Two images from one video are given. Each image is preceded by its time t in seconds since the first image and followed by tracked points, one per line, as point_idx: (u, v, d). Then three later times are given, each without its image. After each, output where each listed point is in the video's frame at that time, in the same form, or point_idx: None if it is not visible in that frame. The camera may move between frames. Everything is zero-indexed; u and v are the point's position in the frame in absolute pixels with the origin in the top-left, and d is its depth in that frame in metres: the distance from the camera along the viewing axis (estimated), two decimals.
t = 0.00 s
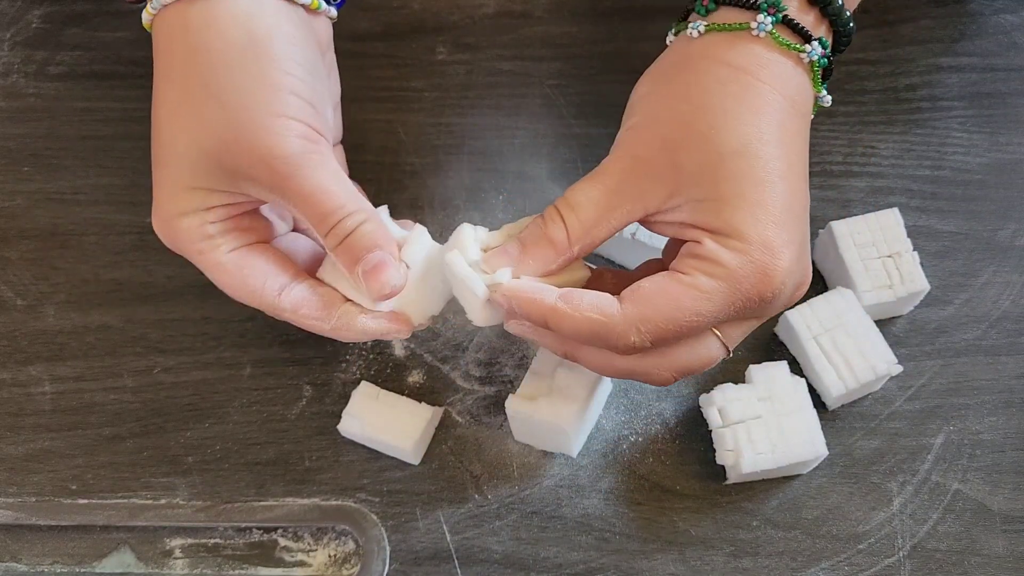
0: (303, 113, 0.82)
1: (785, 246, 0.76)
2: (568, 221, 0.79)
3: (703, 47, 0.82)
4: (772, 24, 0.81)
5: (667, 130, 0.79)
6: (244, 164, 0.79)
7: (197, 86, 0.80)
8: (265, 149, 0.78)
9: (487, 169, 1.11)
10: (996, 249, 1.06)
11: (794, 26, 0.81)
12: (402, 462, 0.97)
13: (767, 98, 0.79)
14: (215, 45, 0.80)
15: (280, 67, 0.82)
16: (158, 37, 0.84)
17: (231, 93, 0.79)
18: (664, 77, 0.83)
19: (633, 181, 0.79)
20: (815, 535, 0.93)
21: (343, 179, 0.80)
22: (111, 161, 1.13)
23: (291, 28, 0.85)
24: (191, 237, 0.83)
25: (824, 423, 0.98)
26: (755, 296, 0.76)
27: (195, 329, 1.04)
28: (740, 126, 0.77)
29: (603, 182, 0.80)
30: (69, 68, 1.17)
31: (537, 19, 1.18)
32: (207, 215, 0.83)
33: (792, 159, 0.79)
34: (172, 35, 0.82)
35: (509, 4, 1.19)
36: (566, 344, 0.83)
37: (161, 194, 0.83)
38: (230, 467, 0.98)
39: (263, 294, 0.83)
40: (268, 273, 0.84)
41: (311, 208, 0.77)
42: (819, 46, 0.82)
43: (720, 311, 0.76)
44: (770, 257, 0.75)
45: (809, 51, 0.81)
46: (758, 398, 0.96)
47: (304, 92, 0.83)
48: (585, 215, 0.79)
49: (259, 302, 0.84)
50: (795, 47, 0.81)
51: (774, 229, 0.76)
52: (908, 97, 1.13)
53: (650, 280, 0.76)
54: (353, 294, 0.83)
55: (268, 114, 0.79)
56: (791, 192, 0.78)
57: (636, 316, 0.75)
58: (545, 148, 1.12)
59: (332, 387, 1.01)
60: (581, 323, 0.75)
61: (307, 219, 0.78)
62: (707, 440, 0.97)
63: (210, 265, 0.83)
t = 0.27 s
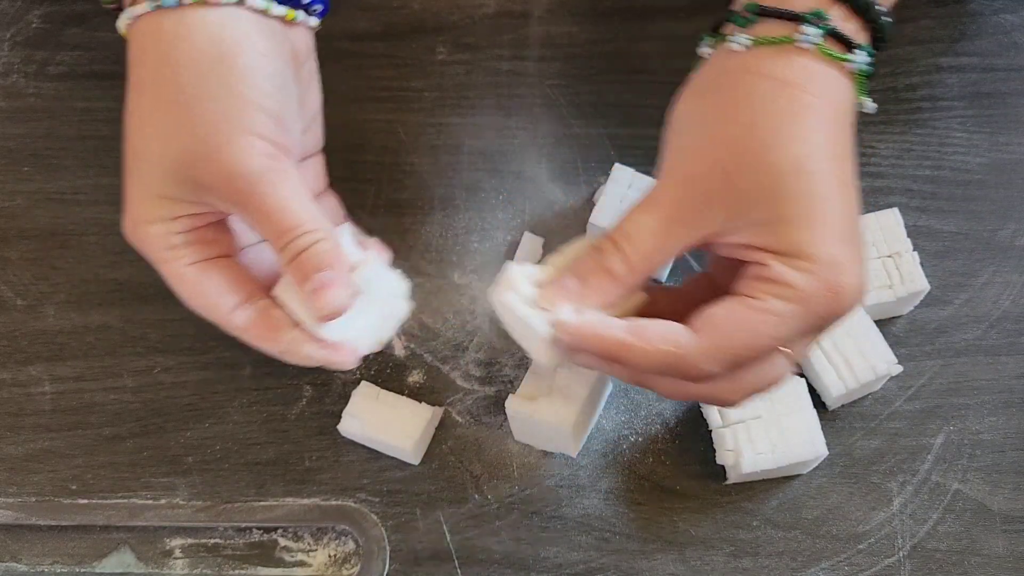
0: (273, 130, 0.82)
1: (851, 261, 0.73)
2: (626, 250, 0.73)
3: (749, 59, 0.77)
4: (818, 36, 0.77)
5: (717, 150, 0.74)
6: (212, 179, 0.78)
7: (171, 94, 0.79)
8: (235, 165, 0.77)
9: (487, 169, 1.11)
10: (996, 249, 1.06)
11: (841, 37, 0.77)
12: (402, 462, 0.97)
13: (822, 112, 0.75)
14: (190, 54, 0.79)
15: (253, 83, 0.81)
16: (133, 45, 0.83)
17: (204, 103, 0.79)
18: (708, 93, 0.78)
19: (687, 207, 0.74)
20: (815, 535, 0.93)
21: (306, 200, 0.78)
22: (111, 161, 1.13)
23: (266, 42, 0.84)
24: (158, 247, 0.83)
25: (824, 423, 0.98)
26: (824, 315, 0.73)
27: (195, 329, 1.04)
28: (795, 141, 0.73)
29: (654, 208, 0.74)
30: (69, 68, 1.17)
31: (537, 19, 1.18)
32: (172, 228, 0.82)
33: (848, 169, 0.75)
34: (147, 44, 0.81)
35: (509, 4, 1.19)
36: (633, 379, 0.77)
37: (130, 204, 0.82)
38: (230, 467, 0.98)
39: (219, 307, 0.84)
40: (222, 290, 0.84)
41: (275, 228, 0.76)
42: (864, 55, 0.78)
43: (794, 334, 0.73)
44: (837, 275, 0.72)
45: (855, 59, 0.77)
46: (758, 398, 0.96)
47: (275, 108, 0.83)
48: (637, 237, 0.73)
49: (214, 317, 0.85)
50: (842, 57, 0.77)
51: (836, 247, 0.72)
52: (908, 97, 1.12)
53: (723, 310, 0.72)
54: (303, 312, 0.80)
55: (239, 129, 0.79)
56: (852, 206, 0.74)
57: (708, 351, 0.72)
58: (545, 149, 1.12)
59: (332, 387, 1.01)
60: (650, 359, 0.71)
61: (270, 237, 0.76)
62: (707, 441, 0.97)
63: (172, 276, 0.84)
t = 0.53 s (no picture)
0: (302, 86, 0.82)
1: (833, 255, 0.72)
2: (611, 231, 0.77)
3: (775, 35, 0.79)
4: (827, 13, 0.79)
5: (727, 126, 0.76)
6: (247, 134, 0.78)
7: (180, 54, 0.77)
8: (269, 117, 0.78)
9: (487, 168, 1.11)
10: (996, 249, 1.06)
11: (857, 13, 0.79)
12: (402, 462, 0.97)
13: (829, 96, 0.76)
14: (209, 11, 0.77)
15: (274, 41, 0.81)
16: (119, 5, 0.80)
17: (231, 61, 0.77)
18: (718, 77, 0.81)
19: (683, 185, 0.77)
20: (815, 535, 0.93)
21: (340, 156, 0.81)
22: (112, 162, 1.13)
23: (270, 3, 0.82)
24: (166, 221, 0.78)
25: (824, 423, 0.98)
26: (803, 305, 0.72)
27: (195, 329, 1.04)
28: (795, 126, 0.75)
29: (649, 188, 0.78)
30: (69, 69, 1.17)
31: (537, 19, 1.18)
32: (207, 199, 0.80)
33: (853, 159, 0.75)
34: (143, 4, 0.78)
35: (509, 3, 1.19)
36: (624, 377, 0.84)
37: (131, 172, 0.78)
38: (230, 467, 0.98)
39: (221, 303, 0.81)
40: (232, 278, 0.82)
41: (313, 176, 0.78)
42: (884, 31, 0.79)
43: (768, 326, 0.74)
44: (816, 267, 0.72)
45: (872, 36, 0.79)
46: (759, 398, 0.95)
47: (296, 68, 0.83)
48: (630, 215, 0.77)
49: (219, 312, 0.82)
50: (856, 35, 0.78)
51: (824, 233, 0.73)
52: (908, 97, 1.12)
53: (700, 303, 0.76)
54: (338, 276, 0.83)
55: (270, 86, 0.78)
56: (851, 195, 0.74)
57: (680, 346, 0.76)
58: (545, 148, 1.12)
59: (333, 387, 1.01)
60: (632, 359, 0.78)
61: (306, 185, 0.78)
62: (707, 440, 0.97)
63: (185, 261, 0.80)
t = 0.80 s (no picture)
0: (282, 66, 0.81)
1: (663, 168, 0.70)
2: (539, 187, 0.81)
3: None
4: None
5: (597, 81, 0.79)
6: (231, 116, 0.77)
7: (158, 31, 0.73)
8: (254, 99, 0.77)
9: (487, 168, 1.11)
10: (996, 249, 1.06)
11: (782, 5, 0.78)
12: (402, 462, 0.97)
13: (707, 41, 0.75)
14: None
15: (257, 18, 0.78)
16: None
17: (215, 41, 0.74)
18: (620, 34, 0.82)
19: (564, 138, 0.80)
20: (814, 534, 0.93)
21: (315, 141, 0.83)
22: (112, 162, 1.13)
23: None
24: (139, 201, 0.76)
25: (824, 423, 0.98)
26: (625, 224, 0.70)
27: (195, 329, 1.04)
28: (659, 62, 0.75)
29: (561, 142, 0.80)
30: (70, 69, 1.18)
31: (537, 19, 1.18)
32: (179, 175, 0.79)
33: (715, 96, 0.73)
34: None
35: (509, 3, 1.19)
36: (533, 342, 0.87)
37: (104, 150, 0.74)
38: (230, 467, 0.98)
39: (210, 281, 0.83)
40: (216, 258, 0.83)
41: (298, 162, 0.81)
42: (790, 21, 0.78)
43: (589, 238, 0.71)
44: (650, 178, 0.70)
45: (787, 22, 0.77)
46: (758, 398, 0.96)
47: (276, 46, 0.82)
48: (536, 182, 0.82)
49: (201, 292, 0.83)
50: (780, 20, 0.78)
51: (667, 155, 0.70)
52: (908, 97, 1.13)
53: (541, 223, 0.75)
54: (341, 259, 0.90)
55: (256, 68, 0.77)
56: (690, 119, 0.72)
57: (520, 259, 0.75)
58: (545, 148, 1.12)
59: (333, 387, 1.01)
60: (495, 283, 0.78)
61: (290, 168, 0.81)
62: (707, 440, 0.97)
63: (162, 241, 0.78)
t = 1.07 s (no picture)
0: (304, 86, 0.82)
1: (738, 172, 0.69)
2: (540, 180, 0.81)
3: None
4: None
5: (635, 77, 0.77)
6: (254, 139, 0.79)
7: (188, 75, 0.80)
8: (271, 116, 0.78)
9: (487, 168, 1.11)
10: (996, 249, 1.06)
11: None
12: (402, 462, 0.98)
13: (746, 41, 0.74)
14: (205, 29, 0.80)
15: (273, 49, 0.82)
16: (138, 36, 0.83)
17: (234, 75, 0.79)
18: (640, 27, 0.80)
19: (601, 131, 0.78)
20: (814, 535, 0.93)
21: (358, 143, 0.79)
22: (112, 161, 1.13)
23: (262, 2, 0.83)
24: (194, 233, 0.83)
25: (824, 423, 0.99)
26: (705, 234, 0.69)
27: (195, 329, 1.04)
28: (701, 56, 0.73)
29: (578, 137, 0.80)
30: (70, 69, 1.18)
31: (537, 19, 1.18)
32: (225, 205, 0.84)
33: (760, 91, 0.73)
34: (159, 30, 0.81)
35: (509, 3, 1.19)
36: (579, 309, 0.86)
37: (168, 192, 0.84)
38: (230, 467, 0.98)
39: (279, 304, 0.85)
40: (278, 279, 0.86)
41: (320, 167, 0.78)
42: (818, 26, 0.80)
43: (663, 255, 0.72)
44: (721, 182, 0.68)
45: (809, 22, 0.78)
46: (758, 398, 0.96)
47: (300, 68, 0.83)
48: (557, 167, 0.80)
49: (261, 313, 0.85)
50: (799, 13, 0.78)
51: (727, 152, 0.69)
52: (908, 97, 1.13)
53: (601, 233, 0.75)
54: (400, 276, 0.82)
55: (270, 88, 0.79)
56: (745, 115, 0.71)
57: (592, 268, 0.76)
58: (545, 148, 1.12)
59: (333, 387, 1.01)
60: (547, 282, 0.80)
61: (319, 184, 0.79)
62: (707, 440, 0.97)
63: (221, 267, 0.83)
